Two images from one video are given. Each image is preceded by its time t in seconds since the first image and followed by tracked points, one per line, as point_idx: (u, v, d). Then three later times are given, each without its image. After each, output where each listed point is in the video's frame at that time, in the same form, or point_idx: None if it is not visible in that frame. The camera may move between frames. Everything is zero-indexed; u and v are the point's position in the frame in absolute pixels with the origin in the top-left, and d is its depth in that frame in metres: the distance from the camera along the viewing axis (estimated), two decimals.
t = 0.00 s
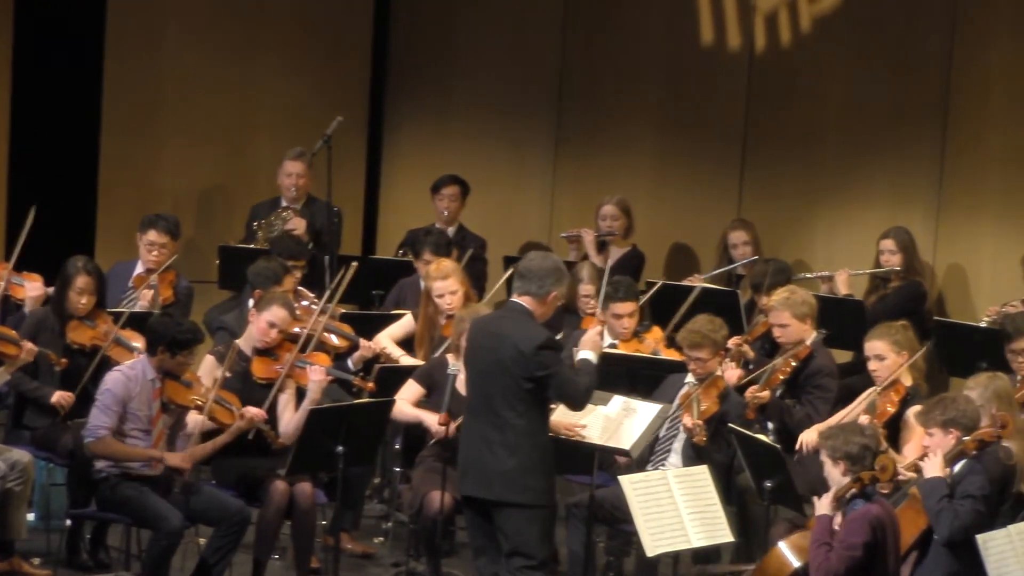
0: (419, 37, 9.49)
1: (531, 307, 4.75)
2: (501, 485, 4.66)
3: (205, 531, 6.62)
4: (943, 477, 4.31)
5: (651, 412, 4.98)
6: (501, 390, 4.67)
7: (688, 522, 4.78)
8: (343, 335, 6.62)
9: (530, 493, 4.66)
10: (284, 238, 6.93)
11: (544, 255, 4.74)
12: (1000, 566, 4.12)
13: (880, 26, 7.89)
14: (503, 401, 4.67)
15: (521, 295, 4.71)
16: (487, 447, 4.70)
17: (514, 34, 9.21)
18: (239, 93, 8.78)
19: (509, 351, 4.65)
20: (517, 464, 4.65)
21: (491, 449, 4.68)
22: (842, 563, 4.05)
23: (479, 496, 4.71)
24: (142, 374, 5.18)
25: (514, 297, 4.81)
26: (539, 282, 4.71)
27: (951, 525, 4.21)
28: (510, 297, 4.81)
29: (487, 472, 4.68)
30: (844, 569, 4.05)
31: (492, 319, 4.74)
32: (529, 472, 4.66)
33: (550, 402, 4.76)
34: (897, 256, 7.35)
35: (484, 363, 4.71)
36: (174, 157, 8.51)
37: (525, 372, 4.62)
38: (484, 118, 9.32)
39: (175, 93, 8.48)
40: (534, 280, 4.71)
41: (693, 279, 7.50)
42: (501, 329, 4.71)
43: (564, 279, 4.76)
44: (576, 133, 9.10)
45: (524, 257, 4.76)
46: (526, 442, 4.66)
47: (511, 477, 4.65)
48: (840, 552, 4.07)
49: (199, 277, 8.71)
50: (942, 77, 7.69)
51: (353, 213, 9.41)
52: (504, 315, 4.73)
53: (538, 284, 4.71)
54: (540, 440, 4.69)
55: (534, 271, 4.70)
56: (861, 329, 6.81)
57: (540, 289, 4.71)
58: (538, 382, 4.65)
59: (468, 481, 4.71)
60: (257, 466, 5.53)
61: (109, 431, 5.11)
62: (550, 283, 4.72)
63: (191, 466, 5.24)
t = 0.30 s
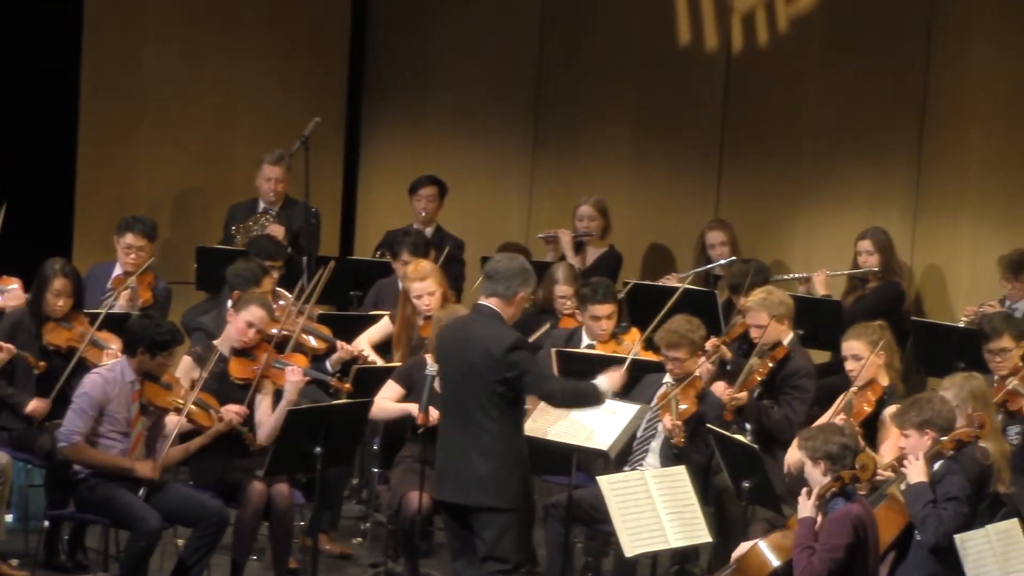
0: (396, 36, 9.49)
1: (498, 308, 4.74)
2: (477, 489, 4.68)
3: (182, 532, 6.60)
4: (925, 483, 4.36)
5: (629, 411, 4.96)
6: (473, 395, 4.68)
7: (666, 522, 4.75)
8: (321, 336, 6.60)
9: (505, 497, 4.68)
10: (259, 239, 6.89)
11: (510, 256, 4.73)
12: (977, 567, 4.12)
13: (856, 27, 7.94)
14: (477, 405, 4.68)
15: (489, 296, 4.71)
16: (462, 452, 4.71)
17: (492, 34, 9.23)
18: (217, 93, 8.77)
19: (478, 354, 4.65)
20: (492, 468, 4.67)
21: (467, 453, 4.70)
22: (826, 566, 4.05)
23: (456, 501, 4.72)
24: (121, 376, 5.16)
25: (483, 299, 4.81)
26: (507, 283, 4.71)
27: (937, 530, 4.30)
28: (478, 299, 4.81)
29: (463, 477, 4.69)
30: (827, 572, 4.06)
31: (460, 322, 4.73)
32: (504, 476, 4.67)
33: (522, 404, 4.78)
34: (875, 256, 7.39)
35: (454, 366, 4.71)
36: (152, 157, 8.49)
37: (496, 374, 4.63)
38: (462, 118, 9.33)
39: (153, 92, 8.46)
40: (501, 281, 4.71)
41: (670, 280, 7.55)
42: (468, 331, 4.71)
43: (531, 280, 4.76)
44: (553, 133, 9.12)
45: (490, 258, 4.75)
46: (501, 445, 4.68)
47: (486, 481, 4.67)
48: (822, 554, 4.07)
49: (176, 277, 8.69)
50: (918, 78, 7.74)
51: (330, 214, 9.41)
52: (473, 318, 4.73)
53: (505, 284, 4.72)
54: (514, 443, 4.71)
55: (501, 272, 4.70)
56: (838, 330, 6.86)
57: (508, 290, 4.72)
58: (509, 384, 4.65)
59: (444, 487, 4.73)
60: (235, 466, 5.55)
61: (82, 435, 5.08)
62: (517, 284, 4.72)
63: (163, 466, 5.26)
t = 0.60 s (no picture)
0: (382, 35, 9.50)
1: (479, 303, 4.74)
2: (461, 485, 4.67)
3: (167, 532, 6.59)
4: (916, 484, 4.32)
5: (615, 412, 4.97)
6: (460, 389, 4.68)
7: (651, 522, 4.74)
8: (307, 336, 6.63)
9: (490, 493, 4.68)
10: (243, 238, 6.91)
11: (489, 249, 4.70)
12: (964, 567, 4.08)
13: (841, 26, 7.97)
14: (461, 400, 4.68)
15: (469, 292, 4.70)
16: (446, 446, 4.71)
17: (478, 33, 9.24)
18: (202, 92, 8.76)
19: (464, 349, 4.65)
20: (477, 463, 4.67)
21: (452, 448, 4.69)
22: (818, 566, 4.06)
23: (439, 496, 4.72)
24: (106, 377, 5.15)
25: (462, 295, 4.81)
26: (487, 278, 4.70)
27: (928, 531, 4.25)
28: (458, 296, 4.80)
29: (446, 472, 4.69)
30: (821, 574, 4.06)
31: (442, 317, 4.73)
32: (488, 471, 4.67)
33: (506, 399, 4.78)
34: (860, 256, 7.42)
35: (440, 361, 4.70)
36: (137, 156, 8.48)
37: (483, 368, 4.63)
38: (447, 118, 9.34)
39: (138, 91, 8.45)
40: (481, 277, 4.69)
41: (656, 279, 7.57)
42: (453, 326, 4.71)
43: (510, 273, 4.74)
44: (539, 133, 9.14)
45: (470, 253, 4.72)
46: (487, 440, 4.68)
47: (470, 476, 4.66)
48: (815, 556, 4.08)
49: (161, 278, 8.69)
50: (904, 78, 7.77)
51: (316, 214, 9.41)
52: (455, 313, 4.73)
53: (485, 279, 4.70)
54: (498, 438, 4.72)
55: (482, 266, 4.68)
56: (823, 329, 6.88)
57: (488, 284, 4.70)
58: (495, 379, 4.66)
59: (428, 482, 4.72)
60: (221, 467, 5.57)
61: (68, 434, 5.08)
62: (497, 277, 4.70)
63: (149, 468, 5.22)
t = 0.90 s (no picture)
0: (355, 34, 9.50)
1: (449, 308, 4.71)
2: (427, 491, 4.63)
3: (140, 533, 6.58)
4: (889, 483, 4.39)
5: (587, 413, 5.01)
6: (427, 397, 4.64)
7: (624, 522, 4.75)
8: (280, 338, 6.63)
9: (455, 499, 4.64)
10: (214, 240, 6.91)
11: (454, 253, 4.67)
12: (936, 566, 4.12)
13: (812, 27, 8.03)
14: (429, 408, 4.65)
15: (436, 297, 4.66)
16: (412, 454, 4.67)
17: (451, 33, 9.26)
18: (175, 91, 8.74)
19: (433, 357, 4.62)
20: (443, 472, 4.63)
21: (418, 455, 4.65)
22: (793, 566, 4.09)
23: (403, 502, 4.66)
24: (79, 377, 5.13)
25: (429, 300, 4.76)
26: (453, 283, 4.66)
27: (905, 530, 4.31)
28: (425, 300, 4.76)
29: (412, 480, 4.65)
30: (796, 573, 4.10)
31: (410, 325, 4.69)
32: (454, 480, 4.64)
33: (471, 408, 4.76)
34: (833, 256, 7.48)
35: (408, 368, 4.66)
36: (109, 155, 8.45)
37: (453, 377, 4.60)
38: (420, 117, 9.36)
39: (111, 90, 8.43)
40: (447, 282, 4.65)
41: (628, 280, 7.61)
42: (421, 333, 4.67)
43: (476, 274, 4.71)
44: (511, 133, 9.17)
45: (434, 257, 4.68)
46: (454, 448, 4.65)
47: (436, 485, 4.62)
48: (789, 555, 4.12)
49: (133, 279, 8.66)
50: (876, 79, 7.84)
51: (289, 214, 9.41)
52: (423, 320, 4.69)
53: (451, 284, 4.66)
54: (465, 446, 4.69)
55: (448, 271, 4.64)
56: (793, 330, 6.94)
57: (454, 289, 4.67)
58: (463, 388, 4.63)
59: (393, 489, 4.66)
60: (193, 469, 5.56)
61: (43, 434, 5.06)
62: (463, 281, 4.67)
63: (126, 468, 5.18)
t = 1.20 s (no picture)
0: (330, 32, 9.50)
1: (417, 311, 4.70)
2: (397, 495, 4.61)
3: (115, 535, 6.57)
4: (863, 484, 4.43)
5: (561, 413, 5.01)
6: (398, 400, 4.61)
7: (599, 522, 4.77)
8: (254, 339, 6.62)
9: (425, 503, 4.63)
10: (188, 241, 6.90)
11: (421, 256, 4.67)
12: (911, 566, 4.17)
13: (786, 28, 8.09)
14: (399, 412, 4.62)
15: (406, 301, 4.65)
16: (380, 458, 4.63)
17: (425, 32, 9.28)
18: (148, 90, 8.72)
19: (404, 360, 4.59)
20: (414, 476, 4.62)
21: (388, 459, 4.62)
22: (770, 567, 4.12)
23: (372, 506, 4.63)
24: (54, 379, 5.11)
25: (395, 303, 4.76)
26: (421, 287, 4.66)
27: (880, 531, 4.35)
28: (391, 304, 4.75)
29: (383, 484, 4.61)
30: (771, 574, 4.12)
31: (377, 329, 4.65)
32: (424, 484, 4.63)
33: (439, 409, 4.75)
34: (806, 256, 7.54)
35: (379, 372, 4.62)
36: (82, 155, 8.43)
37: (426, 380, 4.59)
38: (394, 116, 9.38)
39: (84, 89, 8.41)
40: (415, 285, 4.65)
41: (603, 280, 7.65)
42: (390, 336, 4.64)
43: (443, 277, 4.71)
44: (486, 132, 9.20)
45: (401, 261, 4.69)
46: (424, 451, 4.63)
47: (408, 489, 4.60)
48: (765, 556, 4.14)
49: (108, 279, 8.64)
50: (849, 79, 7.89)
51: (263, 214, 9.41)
52: (391, 323, 4.66)
53: (419, 287, 4.66)
54: (432, 450, 4.68)
55: (416, 274, 4.64)
56: (766, 329, 6.99)
57: (423, 292, 4.66)
58: (435, 391, 4.63)
59: (361, 492, 4.63)
60: (167, 470, 5.54)
61: (17, 435, 5.03)
62: (431, 284, 4.67)
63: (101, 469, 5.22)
